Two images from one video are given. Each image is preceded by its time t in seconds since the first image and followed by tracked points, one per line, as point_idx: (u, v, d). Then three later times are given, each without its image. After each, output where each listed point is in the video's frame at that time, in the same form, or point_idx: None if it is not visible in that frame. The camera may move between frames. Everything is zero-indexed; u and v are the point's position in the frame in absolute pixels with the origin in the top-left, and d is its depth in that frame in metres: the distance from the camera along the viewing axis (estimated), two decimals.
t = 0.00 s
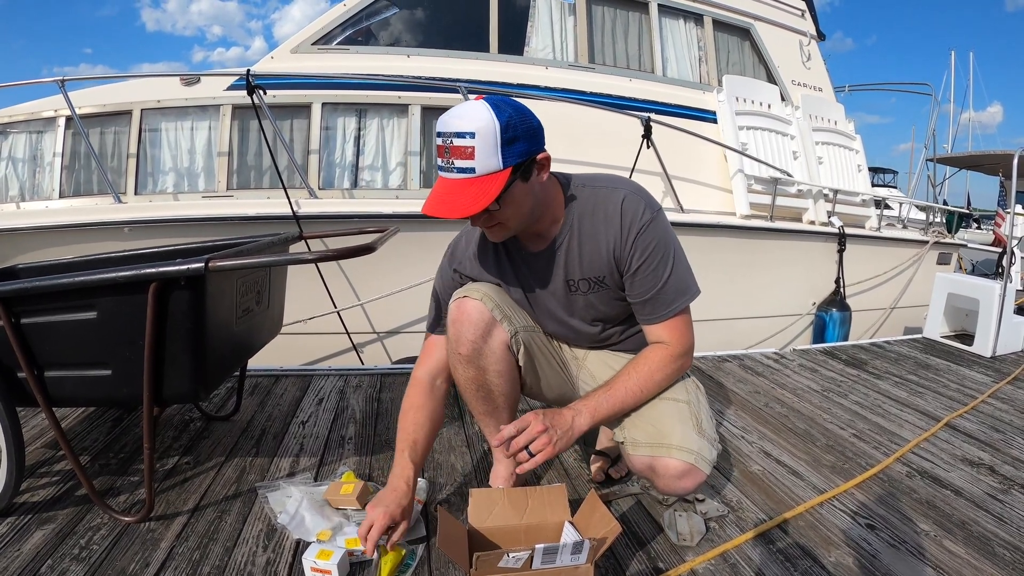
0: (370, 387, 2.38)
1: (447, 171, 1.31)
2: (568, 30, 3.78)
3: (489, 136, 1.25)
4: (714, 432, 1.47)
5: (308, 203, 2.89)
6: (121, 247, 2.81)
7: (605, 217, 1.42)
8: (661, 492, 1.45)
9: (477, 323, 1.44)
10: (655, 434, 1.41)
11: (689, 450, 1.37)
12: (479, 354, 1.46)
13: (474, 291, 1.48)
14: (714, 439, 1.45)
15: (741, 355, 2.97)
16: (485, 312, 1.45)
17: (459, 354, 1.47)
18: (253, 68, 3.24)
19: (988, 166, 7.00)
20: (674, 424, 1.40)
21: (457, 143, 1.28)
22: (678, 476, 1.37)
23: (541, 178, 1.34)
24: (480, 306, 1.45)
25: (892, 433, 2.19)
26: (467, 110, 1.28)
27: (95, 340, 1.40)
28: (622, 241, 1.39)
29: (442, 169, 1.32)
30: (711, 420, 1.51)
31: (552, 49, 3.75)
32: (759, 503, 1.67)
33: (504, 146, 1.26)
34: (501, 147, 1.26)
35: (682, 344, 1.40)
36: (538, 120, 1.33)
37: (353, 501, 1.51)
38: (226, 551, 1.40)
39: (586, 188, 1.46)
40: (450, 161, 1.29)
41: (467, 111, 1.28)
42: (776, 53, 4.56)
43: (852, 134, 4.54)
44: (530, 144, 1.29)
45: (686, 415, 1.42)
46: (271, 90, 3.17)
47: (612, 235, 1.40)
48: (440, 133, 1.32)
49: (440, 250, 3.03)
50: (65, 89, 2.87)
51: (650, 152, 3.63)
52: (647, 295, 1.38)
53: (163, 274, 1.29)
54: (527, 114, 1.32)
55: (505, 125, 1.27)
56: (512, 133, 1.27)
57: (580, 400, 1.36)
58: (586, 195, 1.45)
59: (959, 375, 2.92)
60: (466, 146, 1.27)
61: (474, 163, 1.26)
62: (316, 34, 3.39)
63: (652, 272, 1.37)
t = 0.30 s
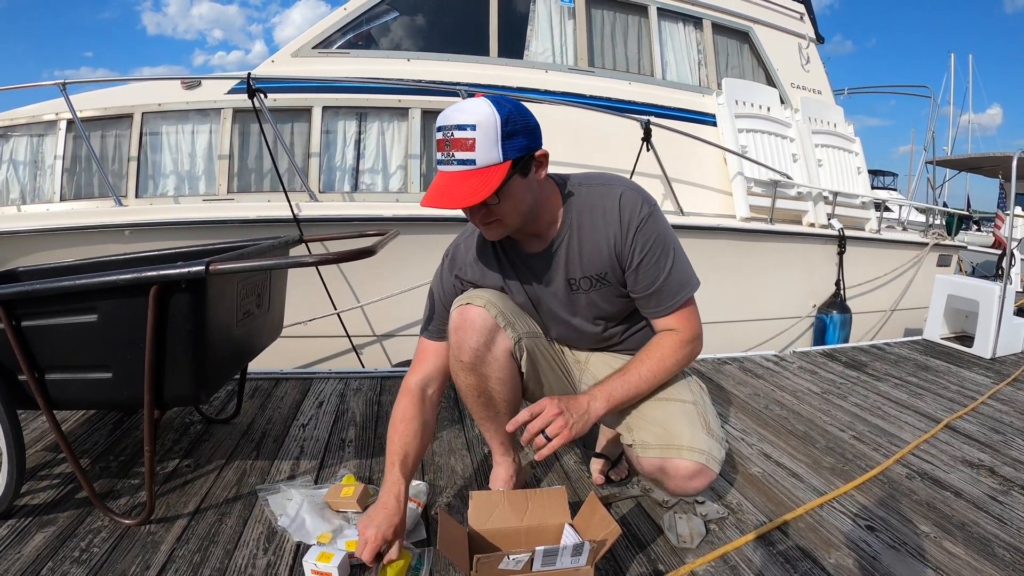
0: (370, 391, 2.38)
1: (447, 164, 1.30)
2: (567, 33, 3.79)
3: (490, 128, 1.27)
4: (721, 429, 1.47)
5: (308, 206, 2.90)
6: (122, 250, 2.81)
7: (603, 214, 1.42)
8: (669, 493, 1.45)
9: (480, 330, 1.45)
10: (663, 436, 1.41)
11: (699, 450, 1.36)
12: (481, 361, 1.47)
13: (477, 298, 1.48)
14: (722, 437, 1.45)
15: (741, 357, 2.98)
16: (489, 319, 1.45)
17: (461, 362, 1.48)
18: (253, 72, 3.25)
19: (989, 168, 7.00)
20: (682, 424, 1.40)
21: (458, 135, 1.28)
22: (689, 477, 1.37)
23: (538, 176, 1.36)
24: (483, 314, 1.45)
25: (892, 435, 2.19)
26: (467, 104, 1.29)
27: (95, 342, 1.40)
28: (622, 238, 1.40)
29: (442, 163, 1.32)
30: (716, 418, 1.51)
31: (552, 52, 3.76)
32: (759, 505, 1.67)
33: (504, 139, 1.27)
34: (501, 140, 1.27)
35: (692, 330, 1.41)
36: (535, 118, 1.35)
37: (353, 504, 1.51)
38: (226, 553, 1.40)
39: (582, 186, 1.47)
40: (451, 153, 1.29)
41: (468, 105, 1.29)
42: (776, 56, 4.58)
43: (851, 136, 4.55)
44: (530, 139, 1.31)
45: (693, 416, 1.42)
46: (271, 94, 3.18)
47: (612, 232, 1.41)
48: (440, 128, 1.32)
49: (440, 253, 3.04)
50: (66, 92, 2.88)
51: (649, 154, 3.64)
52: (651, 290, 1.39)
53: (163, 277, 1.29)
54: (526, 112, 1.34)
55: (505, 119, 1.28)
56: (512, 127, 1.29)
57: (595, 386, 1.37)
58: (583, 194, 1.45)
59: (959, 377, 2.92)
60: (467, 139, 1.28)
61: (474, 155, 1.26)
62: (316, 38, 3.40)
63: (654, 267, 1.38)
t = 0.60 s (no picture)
0: (369, 392, 2.37)
1: (441, 146, 1.32)
2: (567, 35, 3.80)
3: (482, 108, 1.30)
4: (717, 440, 1.46)
5: (308, 207, 2.90)
6: (121, 250, 2.81)
7: (600, 207, 1.44)
8: (663, 500, 1.43)
9: (480, 333, 1.45)
10: (658, 443, 1.40)
11: (691, 459, 1.35)
12: (481, 365, 1.46)
13: (478, 300, 1.49)
14: (717, 447, 1.43)
15: (741, 358, 2.98)
16: (489, 321, 1.45)
17: (461, 364, 1.48)
18: (254, 73, 3.25)
19: (988, 170, 7.01)
20: (676, 432, 1.39)
21: (450, 118, 1.31)
22: (680, 486, 1.36)
23: (528, 164, 1.38)
24: (483, 316, 1.45)
25: (891, 436, 2.19)
26: (459, 93, 1.34)
27: (92, 343, 1.39)
28: (620, 227, 1.42)
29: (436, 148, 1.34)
30: (713, 426, 1.50)
31: (552, 54, 3.77)
32: (759, 506, 1.67)
33: (496, 120, 1.30)
34: (492, 121, 1.29)
35: (698, 313, 1.41)
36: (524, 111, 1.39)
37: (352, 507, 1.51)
38: (224, 555, 1.39)
39: (578, 181, 1.49)
40: (444, 134, 1.31)
41: (460, 93, 1.34)
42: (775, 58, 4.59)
43: (851, 138, 4.55)
44: (519, 125, 1.34)
45: (688, 424, 1.41)
46: (271, 95, 3.18)
47: (610, 223, 1.42)
48: (433, 117, 1.36)
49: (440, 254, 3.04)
50: (66, 93, 2.88)
51: (649, 156, 3.64)
52: (652, 277, 1.39)
53: (162, 277, 1.29)
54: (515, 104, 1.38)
55: (495, 103, 1.32)
56: (502, 111, 1.32)
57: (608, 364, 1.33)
58: (579, 187, 1.48)
59: (959, 378, 2.92)
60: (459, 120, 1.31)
61: (466, 133, 1.28)
62: (316, 40, 3.40)
63: (654, 255, 1.39)
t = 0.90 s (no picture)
0: (368, 392, 2.37)
1: (449, 129, 1.33)
2: (567, 35, 3.79)
3: (485, 96, 1.36)
4: (720, 441, 1.46)
5: (307, 206, 2.89)
6: (120, 248, 2.80)
7: (590, 206, 1.44)
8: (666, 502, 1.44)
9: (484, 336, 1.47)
10: (661, 446, 1.39)
11: (696, 463, 1.35)
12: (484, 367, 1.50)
13: (481, 303, 1.50)
14: (721, 449, 1.43)
15: (741, 358, 2.97)
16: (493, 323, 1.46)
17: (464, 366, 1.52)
18: (254, 72, 3.24)
19: (988, 171, 7.00)
20: (680, 435, 1.38)
21: (455, 103, 1.34)
22: (685, 489, 1.36)
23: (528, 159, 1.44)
24: (486, 317, 1.47)
25: (891, 436, 2.19)
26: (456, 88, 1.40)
27: (90, 342, 1.39)
28: (608, 225, 1.41)
29: (441, 133, 1.34)
30: (716, 427, 1.49)
31: (552, 54, 3.76)
32: (759, 507, 1.66)
33: (498, 107, 1.37)
34: (495, 107, 1.36)
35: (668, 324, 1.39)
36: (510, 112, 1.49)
37: (350, 506, 1.50)
38: (223, 556, 1.39)
39: (570, 180, 1.50)
40: (452, 116, 1.33)
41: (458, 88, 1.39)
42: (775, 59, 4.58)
43: (851, 139, 4.55)
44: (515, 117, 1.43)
45: (692, 427, 1.40)
46: (271, 94, 3.18)
47: (598, 221, 1.42)
48: (433, 107, 1.37)
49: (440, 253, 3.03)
50: (66, 90, 2.87)
51: (649, 155, 3.64)
52: (629, 276, 1.39)
53: (160, 277, 1.28)
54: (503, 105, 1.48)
55: (493, 95, 1.40)
56: (500, 103, 1.40)
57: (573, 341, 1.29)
58: (571, 186, 1.48)
59: (958, 378, 2.91)
60: (464, 106, 1.35)
61: (475, 114, 1.33)
62: (316, 39, 3.39)
63: (636, 253, 1.39)
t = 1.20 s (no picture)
0: (368, 390, 2.37)
1: (451, 118, 1.33)
2: (568, 32, 3.78)
3: (487, 91, 1.38)
4: (720, 443, 1.46)
5: (307, 204, 2.88)
6: (120, 246, 2.80)
7: (588, 205, 1.43)
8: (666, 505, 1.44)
9: (474, 338, 1.47)
10: (660, 449, 1.38)
11: (696, 466, 1.34)
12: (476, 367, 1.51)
13: (471, 303, 1.49)
14: (720, 452, 1.43)
15: (742, 357, 2.97)
16: (483, 324, 1.47)
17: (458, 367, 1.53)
18: (253, 69, 3.23)
19: (989, 169, 6.99)
20: (679, 438, 1.38)
21: (457, 95, 1.35)
22: (685, 492, 1.35)
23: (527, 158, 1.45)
24: (476, 319, 1.46)
25: (892, 436, 2.19)
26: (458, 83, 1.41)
27: (90, 341, 1.38)
28: (608, 223, 1.41)
29: (443, 122, 1.34)
30: (715, 428, 1.49)
31: (552, 51, 3.75)
32: (760, 506, 1.66)
33: (500, 101, 1.38)
34: (496, 100, 1.38)
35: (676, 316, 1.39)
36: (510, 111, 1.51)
37: (349, 505, 1.50)
38: (223, 555, 1.38)
39: (567, 178, 1.49)
40: (454, 106, 1.33)
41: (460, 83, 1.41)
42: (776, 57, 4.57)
43: (851, 137, 4.54)
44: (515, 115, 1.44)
45: (691, 430, 1.40)
46: (271, 91, 3.16)
47: (597, 219, 1.42)
48: (433, 99, 1.38)
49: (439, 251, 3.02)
50: (65, 87, 2.86)
51: (650, 153, 3.63)
52: (632, 274, 1.39)
53: (160, 276, 1.28)
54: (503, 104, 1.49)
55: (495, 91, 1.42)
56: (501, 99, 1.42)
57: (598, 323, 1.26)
58: (568, 184, 1.47)
59: (959, 378, 2.91)
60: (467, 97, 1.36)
61: (478, 105, 1.33)
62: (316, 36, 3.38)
63: (637, 251, 1.39)
